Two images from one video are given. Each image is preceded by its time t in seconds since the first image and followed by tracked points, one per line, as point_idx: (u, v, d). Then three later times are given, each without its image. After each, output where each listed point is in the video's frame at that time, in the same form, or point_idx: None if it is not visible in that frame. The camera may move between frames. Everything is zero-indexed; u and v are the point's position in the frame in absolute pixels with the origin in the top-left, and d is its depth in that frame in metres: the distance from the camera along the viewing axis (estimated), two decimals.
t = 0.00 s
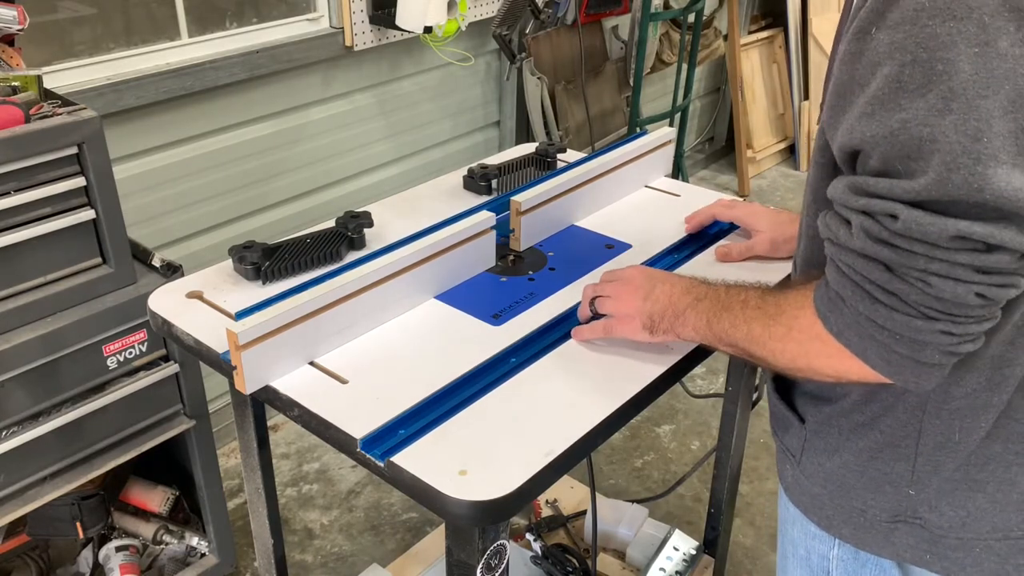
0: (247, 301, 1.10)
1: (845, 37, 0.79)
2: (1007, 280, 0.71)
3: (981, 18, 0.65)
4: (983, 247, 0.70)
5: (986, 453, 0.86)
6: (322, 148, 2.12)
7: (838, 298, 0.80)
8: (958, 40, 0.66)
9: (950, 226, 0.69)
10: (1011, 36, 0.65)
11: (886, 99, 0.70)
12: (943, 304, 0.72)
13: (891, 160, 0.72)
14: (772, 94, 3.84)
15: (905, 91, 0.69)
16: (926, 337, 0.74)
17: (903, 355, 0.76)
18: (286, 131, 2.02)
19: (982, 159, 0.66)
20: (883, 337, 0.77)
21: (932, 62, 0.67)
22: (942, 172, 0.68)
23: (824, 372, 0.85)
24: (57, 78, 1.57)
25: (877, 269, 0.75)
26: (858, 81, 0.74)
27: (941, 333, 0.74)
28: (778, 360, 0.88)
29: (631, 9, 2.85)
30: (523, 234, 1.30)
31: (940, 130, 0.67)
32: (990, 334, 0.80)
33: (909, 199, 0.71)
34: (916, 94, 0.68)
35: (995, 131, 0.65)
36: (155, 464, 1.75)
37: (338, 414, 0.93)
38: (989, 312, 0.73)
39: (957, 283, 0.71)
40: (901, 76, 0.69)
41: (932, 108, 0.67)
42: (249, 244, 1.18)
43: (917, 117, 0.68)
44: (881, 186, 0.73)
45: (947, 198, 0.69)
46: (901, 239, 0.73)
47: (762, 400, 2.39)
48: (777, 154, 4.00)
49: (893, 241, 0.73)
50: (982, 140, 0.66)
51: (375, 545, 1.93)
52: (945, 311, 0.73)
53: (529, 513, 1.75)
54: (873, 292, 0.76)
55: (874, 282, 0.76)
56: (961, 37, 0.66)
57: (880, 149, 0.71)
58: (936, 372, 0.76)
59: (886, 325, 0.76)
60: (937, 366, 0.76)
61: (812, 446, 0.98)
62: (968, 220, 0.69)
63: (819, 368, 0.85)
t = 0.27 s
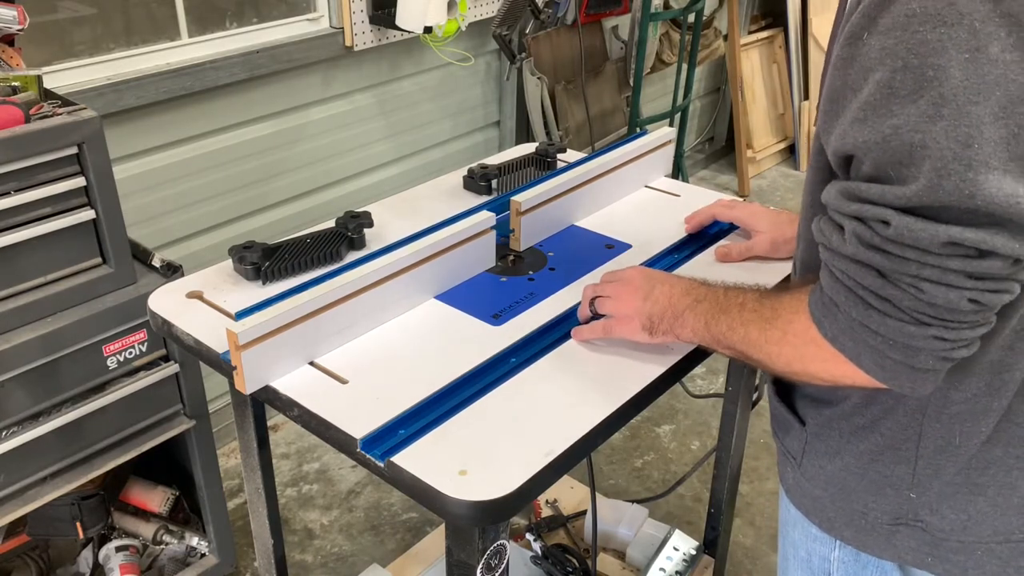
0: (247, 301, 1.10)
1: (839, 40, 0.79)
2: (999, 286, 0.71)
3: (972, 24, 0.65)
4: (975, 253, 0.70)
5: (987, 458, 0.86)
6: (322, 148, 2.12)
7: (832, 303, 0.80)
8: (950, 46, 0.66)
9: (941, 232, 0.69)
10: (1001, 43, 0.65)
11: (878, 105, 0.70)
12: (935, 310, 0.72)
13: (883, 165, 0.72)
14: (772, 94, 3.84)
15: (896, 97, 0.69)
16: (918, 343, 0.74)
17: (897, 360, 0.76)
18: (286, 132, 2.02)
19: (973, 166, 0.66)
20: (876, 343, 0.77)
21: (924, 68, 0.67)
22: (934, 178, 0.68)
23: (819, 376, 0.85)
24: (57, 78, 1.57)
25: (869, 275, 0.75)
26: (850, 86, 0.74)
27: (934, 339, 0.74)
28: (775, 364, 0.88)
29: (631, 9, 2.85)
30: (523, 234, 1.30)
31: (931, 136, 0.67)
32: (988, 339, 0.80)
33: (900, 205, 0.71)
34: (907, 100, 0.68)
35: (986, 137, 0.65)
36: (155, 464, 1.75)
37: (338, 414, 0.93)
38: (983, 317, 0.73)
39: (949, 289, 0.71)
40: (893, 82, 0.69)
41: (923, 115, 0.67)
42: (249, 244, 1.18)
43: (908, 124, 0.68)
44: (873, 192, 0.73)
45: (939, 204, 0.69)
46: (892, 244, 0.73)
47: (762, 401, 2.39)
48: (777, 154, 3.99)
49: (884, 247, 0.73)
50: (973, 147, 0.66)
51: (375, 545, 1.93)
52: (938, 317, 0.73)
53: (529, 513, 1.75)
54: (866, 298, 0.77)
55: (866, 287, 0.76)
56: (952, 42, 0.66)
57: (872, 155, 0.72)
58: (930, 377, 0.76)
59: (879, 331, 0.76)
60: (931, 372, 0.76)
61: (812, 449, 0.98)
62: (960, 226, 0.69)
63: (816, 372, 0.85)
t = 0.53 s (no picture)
0: (247, 300, 1.10)
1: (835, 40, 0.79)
2: (994, 287, 0.71)
3: (967, 23, 0.65)
4: (970, 253, 0.70)
5: (991, 460, 0.86)
6: (322, 148, 2.12)
7: (828, 303, 0.81)
8: (944, 46, 0.66)
9: (935, 232, 0.69)
10: (996, 43, 0.65)
11: (873, 105, 0.70)
12: (930, 310, 0.72)
13: (878, 166, 0.72)
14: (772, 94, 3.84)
15: (891, 97, 0.69)
16: (913, 344, 0.74)
17: (892, 361, 0.76)
18: (286, 132, 2.02)
19: (967, 166, 0.66)
20: (870, 343, 0.77)
21: (918, 68, 0.67)
22: (928, 178, 0.68)
23: (816, 377, 0.85)
24: (58, 78, 1.57)
25: (864, 275, 0.76)
26: (846, 87, 0.74)
27: (929, 339, 0.74)
28: (772, 364, 0.88)
29: (631, 9, 2.85)
30: (523, 234, 1.30)
31: (925, 136, 0.67)
32: (987, 340, 0.80)
33: (895, 205, 0.71)
34: (901, 100, 0.68)
35: (980, 137, 0.65)
36: (155, 464, 1.75)
37: (338, 413, 0.93)
38: (979, 318, 0.73)
39: (944, 290, 0.71)
40: (887, 82, 0.69)
41: (917, 114, 0.67)
42: (249, 244, 1.18)
43: (902, 123, 0.68)
44: (868, 192, 0.73)
45: (933, 204, 0.69)
46: (887, 244, 0.73)
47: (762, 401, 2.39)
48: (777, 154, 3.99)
49: (879, 247, 0.74)
50: (967, 147, 0.66)
51: (375, 545, 1.93)
52: (932, 317, 0.73)
53: (529, 513, 1.75)
54: (862, 298, 0.77)
55: (861, 287, 0.76)
56: (946, 42, 0.66)
57: (868, 154, 0.72)
58: (925, 379, 0.76)
59: (874, 331, 0.76)
60: (927, 373, 0.76)
61: (815, 451, 0.98)
62: (954, 226, 0.69)
63: (812, 373, 0.85)
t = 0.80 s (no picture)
0: (247, 300, 1.10)
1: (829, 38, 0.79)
2: (992, 280, 0.71)
3: (961, 17, 0.65)
4: (966, 246, 0.70)
5: (994, 459, 0.86)
6: (322, 148, 2.12)
7: (826, 299, 0.81)
8: (939, 40, 0.66)
9: (931, 225, 0.69)
10: (991, 36, 0.65)
11: (869, 99, 0.71)
12: (927, 304, 0.72)
13: (874, 160, 0.72)
14: (772, 94, 3.84)
15: (886, 91, 0.69)
16: (911, 338, 0.74)
17: (890, 356, 0.76)
18: (286, 132, 2.02)
19: (963, 159, 0.66)
20: (868, 337, 0.77)
21: (913, 61, 0.67)
22: (923, 172, 0.68)
23: (814, 373, 0.85)
24: (57, 78, 1.57)
25: (861, 269, 0.76)
26: (843, 82, 0.75)
27: (926, 333, 0.74)
28: (771, 360, 0.89)
29: (630, 9, 2.85)
30: (523, 234, 1.30)
31: (920, 129, 0.67)
32: (986, 335, 0.80)
33: (891, 198, 0.71)
34: (897, 93, 0.68)
35: (974, 131, 0.65)
36: (155, 464, 1.75)
37: (337, 413, 0.93)
38: (977, 312, 0.73)
39: (941, 283, 0.71)
40: (883, 76, 0.69)
41: (912, 108, 0.67)
42: (249, 244, 1.18)
43: (897, 117, 0.68)
44: (865, 186, 0.74)
45: (929, 197, 0.69)
46: (884, 238, 0.73)
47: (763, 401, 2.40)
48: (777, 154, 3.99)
49: (876, 241, 0.74)
50: (962, 139, 0.66)
51: (375, 545, 1.93)
52: (930, 311, 0.73)
53: (529, 513, 1.75)
54: (859, 293, 0.77)
55: (858, 282, 0.77)
56: (941, 36, 0.66)
57: (864, 149, 0.72)
58: (924, 373, 0.76)
59: (871, 326, 0.76)
60: (925, 368, 0.76)
61: (819, 450, 0.97)
62: (950, 220, 0.69)
63: (810, 369, 0.85)
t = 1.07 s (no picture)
0: (247, 300, 1.10)
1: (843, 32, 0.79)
2: (1001, 271, 0.71)
3: (978, 8, 0.65)
4: (977, 236, 0.70)
5: (992, 457, 0.86)
6: (322, 148, 2.12)
7: (835, 288, 0.80)
8: (956, 29, 0.66)
9: (943, 214, 0.69)
10: (1008, 26, 0.65)
11: (883, 89, 0.70)
12: (936, 293, 0.72)
13: (886, 149, 0.72)
14: (772, 94, 3.84)
15: (902, 80, 0.69)
16: (919, 327, 0.74)
17: (897, 345, 0.76)
18: (286, 132, 2.02)
19: (976, 149, 0.66)
20: (877, 327, 0.77)
21: (930, 50, 0.67)
22: (937, 160, 0.68)
23: (820, 363, 0.84)
24: (57, 78, 1.57)
25: (872, 258, 0.75)
26: (855, 71, 0.74)
27: (935, 323, 0.74)
28: (776, 352, 0.88)
29: (631, 9, 2.85)
30: (523, 234, 1.30)
31: (934, 119, 0.67)
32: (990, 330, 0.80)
33: (903, 187, 0.71)
34: (912, 83, 0.68)
35: (989, 120, 0.66)
36: (155, 464, 1.75)
37: (337, 413, 0.93)
38: (985, 303, 0.73)
39: (951, 273, 0.71)
40: (898, 66, 0.69)
41: (927, 97, 0.67)
42: (249, 244, 1.18)
43: (912, 106, 0.68)
44: (876, 174, 0.73)
45: (941, 186, 0.68)
46: (895, 227, 0.73)
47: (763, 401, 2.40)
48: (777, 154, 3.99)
49: (888, 230, 0.73)
50: (977, 129, 0.66)
51: (375, 545, 1.93)
52: (939, 301, 0.73)
53: (529, 513, 1.75)
54: (868, 281, 0.77)
55: (868, 271, 0.76)
56: (958, 26, 0.66)
57: (876, 138, 0.72)
58: (931, 363, 0.76)
59: (880, 314, 0.76)
60: (933, 358, 0.76)
61: (816, 445, 0.98)
62: (962, 209, 0.69)
63: (816, 360, 0.84)
